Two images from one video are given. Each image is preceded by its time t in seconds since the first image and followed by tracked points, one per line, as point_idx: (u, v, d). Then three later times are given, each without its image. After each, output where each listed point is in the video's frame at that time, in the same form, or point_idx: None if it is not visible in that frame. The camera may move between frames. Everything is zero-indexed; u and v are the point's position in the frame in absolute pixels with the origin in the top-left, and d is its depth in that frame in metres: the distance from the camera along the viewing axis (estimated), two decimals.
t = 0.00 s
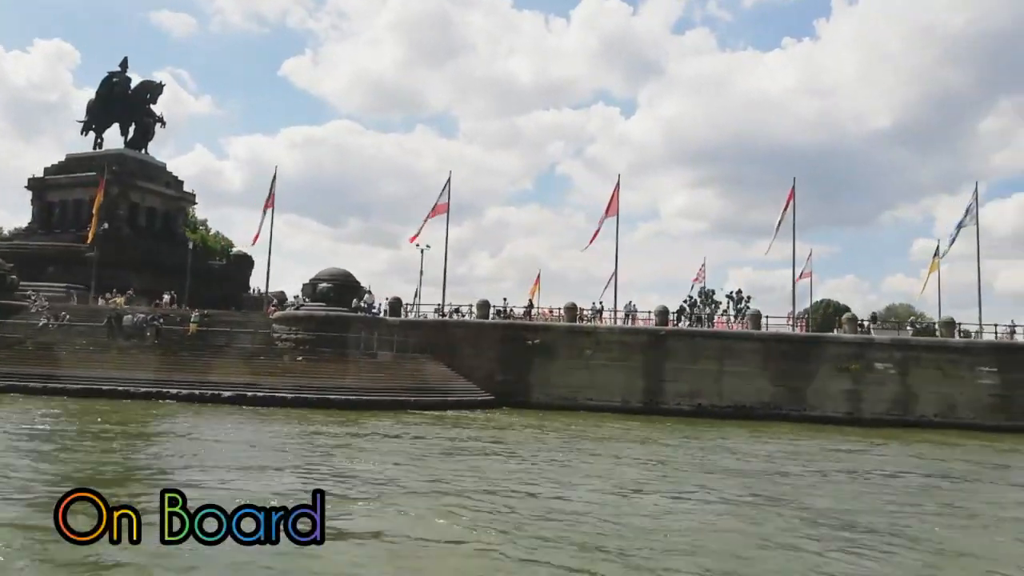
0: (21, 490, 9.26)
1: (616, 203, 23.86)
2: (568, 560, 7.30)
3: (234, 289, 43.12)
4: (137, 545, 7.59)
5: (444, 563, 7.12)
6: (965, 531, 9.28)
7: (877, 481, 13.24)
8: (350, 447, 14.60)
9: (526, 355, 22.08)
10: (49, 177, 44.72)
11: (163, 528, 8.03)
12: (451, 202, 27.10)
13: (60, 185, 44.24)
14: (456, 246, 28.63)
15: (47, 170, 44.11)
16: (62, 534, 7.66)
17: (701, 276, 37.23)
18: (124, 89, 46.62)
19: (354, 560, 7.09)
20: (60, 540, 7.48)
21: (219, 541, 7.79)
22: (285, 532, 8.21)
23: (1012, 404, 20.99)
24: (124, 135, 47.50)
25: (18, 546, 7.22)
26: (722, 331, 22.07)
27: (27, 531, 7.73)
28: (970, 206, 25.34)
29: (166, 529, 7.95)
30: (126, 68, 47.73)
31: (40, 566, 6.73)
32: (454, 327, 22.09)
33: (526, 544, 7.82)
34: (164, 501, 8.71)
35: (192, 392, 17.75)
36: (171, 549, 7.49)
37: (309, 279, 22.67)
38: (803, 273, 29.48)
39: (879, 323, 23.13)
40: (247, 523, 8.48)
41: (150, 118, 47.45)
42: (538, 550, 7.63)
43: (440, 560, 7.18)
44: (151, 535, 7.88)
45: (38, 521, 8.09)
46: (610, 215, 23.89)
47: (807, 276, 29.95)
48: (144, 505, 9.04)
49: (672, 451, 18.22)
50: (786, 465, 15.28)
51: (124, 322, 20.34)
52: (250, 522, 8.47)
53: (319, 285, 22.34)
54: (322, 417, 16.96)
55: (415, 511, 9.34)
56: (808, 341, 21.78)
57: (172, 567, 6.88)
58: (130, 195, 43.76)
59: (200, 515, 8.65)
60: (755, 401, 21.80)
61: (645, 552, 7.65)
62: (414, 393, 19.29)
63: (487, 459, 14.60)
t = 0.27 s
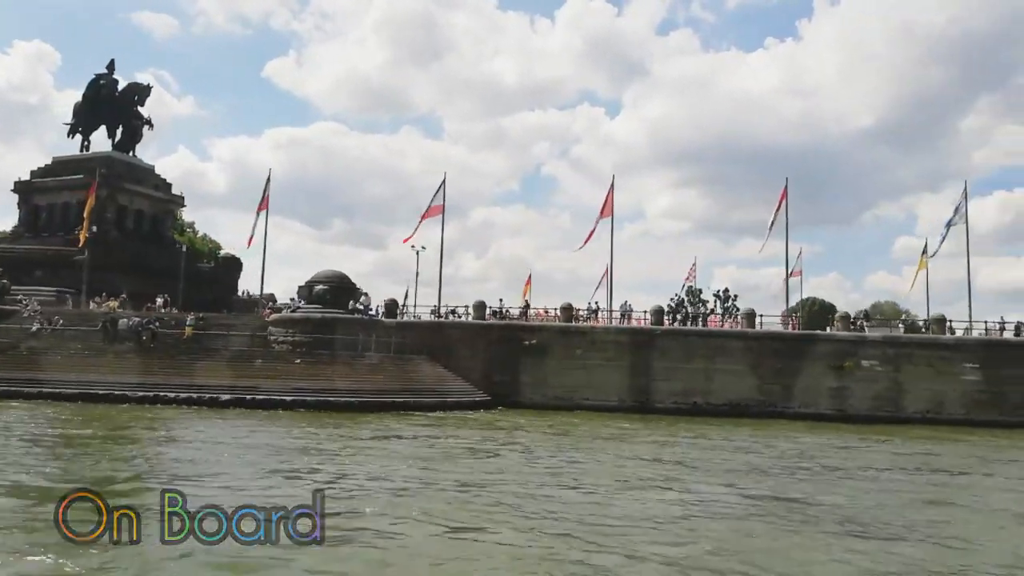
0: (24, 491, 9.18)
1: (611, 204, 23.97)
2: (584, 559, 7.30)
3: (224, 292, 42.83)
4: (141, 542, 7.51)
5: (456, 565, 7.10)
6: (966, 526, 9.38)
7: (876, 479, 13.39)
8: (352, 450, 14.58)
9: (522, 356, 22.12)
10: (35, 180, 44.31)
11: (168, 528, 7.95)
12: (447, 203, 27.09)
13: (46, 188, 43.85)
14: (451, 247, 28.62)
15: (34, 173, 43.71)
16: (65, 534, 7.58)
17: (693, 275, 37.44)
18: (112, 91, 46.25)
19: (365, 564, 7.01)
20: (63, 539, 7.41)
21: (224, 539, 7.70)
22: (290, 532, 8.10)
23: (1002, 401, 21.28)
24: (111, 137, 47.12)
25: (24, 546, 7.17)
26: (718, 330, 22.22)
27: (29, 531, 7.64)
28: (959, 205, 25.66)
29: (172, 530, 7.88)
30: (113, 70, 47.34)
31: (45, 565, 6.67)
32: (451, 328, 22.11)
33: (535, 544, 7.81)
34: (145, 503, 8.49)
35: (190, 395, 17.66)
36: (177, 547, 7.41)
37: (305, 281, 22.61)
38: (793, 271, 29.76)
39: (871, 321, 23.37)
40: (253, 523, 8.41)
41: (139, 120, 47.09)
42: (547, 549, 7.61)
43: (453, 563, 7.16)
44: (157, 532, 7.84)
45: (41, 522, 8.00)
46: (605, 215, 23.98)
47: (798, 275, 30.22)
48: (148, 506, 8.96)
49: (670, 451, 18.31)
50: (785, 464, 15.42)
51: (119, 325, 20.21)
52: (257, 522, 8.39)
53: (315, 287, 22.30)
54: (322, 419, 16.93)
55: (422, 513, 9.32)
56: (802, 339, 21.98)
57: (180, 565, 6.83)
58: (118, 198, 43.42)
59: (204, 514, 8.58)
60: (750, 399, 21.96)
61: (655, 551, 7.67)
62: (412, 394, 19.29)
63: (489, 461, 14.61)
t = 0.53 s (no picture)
0: (35, 492, 9.11)
1: (609, 207, 24.07)
2: (606, 559, 7.32)
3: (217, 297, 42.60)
4: (159, 537, 7.46)
5: (480, 561, 7.10)
6: (976, 526, 9.48)
7: (880, 480, 13.51)
8: (358, 453, 14.57)
9: (522, 358, 22.16)
10: (26, 185, 44.00)
11: (185, 526, 7.91)
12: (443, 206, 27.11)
13: (37, 192, 43.57)
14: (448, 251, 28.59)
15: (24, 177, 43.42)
16: (83, 532, 7.53)
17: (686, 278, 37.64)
18: (103, 95, 46.00)
19: (389, 561, 7.00)
20: (82, 536, 7.36)
21: (244, 534, 7.67)
22: (308, 529, 8.06)
23: (997, 401, 21.51)
24: (103, 141, 46.84)
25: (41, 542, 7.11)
26: (716, 332, 22.36)
27: (46, 529, 7.58)
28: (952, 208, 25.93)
29: (190, 528, 7.84)
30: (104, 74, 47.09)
31: (67, 560, 6.61)
32: (451, 331, 22.13)
33: (557, 544, 7.84)
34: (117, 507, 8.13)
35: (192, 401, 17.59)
36: (196, 540, 7.37)
37: (304, 286, 22.57)
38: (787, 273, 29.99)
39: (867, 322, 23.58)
40: (269, 521, 8.36)
41: (129, 124, 46.85)
42: (569, 550, 7.64)
43: (476, 560, 7.17)
44: (175, 529, 7.79)
45: (56, 521, 7.94)
46: (602, 218, 24.07)
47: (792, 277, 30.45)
48: (162, 503, 8.91)
49: (673, 452, 18.39)
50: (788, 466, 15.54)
51: (118, 331, 20.12)
52: (274, 520, 8.36)
53: (314, 291, 22.28)
54: (325, 424, 16.90)
55: (438, 512, 9.32)
56: (799, 340, 22.14)
57: (203, 559, 6.79)
58: (110, 202, 43.16)
59: (219, 513, 8.55)
60: (749, 400, 22.09)
61: (676, 551, 7.69)
62: (415, 397, 19.30)
63: (494, 465, 14.63)
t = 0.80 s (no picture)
0: (48, 487, 9.10)
1: (608, 201, 24.08)
2: (624, 547, 7.35)
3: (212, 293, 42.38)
4: (176, 531, 7.44)
5: (499, 550, 7.12)
6: (988, 514, 9.57)
7: (886, 471, 13.63)
8: (365, 447, 14.58)
9: (524, 352, 22.20)
10: (18, 181, 43.71)
11: (199, 520, 7.89)
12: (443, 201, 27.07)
13: (30, 189, 43.29)
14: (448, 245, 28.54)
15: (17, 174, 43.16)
16: (99, 528, 7.51)
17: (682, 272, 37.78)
18: (94, 90, 45.67)
19: (408, 550, 7.01)
20: (99, 532, 7.34)
21: (260, 527, 7.66)
22: (323, 521, 8.05)
23: (994, 392, 21.73)
24: (95, 137, 46.52)
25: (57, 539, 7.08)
26: (716, 325, 22.45)
27: (62, 524, 7.57)
28: (949, 201, 26.10)
29: (206, 522, 7.82)
30: (96, 69, 46.75)
31: (85, 556, 6.59)
32: (452, 326, 22.15)
33: (573, 532, 7.86)
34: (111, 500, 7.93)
35: (196, 398, 17.56)
36: (214, 534, 7.36)
37: (305, 281, 22.53)
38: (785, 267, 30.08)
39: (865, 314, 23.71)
40: (283, 513, 8.36)
41: (122, 119, 46.54)
42: (586, 538, 7.66)
43: (495, 548, 7.18)
44: (190, 522, 7.77)
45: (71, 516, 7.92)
46: (602, 212, 24.10)
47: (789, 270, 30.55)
48: (175, 497, 8.91)
49: (675, 445, 18.47)
50: (793, 458, 15.65)
51: (119, 327, 20.07)
52: (289, 513, 8.35)
53: (315, 287, 22.25)
54: (331, 419, 16.90)
55: (451, 502, 9.33)
56: (799, 333, 22.28)
57: (222, 552, 6.77)
58: (103, 198, 42.89)
59: (233, 508, 8.54)
60: (750, 392, 22.21)
61: (690, 540, 7.74)
62: (417, 391, 19.34)
63: (500, 459, 14.66)
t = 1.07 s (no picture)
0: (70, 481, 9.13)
1: (610, 198, 24.17)
2: (649, 538, 7.41)
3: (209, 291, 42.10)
4: (204, 523, 7.47)
5: (526, 542, 7.17)
6: (998, 504, 9.70)
7: (892, 463, 13.77)
8: (376, 444, 14.64)
9: (528, 350, 22.29)
10: (15, 182, 43.58)
11: (225, 513, 7.92)
12: (445, 199, 27.12)
13: (27, 189, 43.15)
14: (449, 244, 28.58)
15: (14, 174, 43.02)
16: (126, 518, 7.53)
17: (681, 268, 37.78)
18: (90, 90, 45.51)
19: (434, 542, 7.09)
20: (127, 522, 7.36)
21: (287, 521, 7.69)
22: (347, 515, 8.09)
23: (995, 385, 21.92)
24: (92, 137, 46.36)
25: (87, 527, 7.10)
26: (718, 321, 22.59)
27: (89, 515, 7.58)
28: (948, 196, 26.27)
29: (231, 515, 7.85)
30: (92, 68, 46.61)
31: (118, 544, 6.61)
32: (456, 324, 22.23)
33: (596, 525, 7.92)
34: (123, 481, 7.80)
35: (204, 397, 17.62)
36: (242, 526, 7.40)
37: (309, 280, 22.55)
38: (786, 263, 30.22)
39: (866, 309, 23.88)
40: (307, 508, 8.41)
41: (118, 119, 46.37)
42: (610, 530, 7.72)
43: (523, 540, 7.23)
44: (216, 515, 7.80)
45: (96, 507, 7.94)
46: (604, 209, 24.19)
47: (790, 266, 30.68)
48: (197, 491, 8.94)
49: (681, 440, 18.57)
50: (800, 452, 15.77)
51: (124, 327, 20.10)
52: (313, 508, 8.40)
53: (319, 286, 22.30)
54: (339, 417, 16.97)
55: (470, 497, 9.39)
56: (801, 328, 22.43)
57: (253, 543, 6.81)
58: (101, 198, 42.77)
59: (256, 502, 8.58)
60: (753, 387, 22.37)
61: (709, 531, 7.85)
62: (423, 390, 19.43)
63: (510, 456, 14.74)
